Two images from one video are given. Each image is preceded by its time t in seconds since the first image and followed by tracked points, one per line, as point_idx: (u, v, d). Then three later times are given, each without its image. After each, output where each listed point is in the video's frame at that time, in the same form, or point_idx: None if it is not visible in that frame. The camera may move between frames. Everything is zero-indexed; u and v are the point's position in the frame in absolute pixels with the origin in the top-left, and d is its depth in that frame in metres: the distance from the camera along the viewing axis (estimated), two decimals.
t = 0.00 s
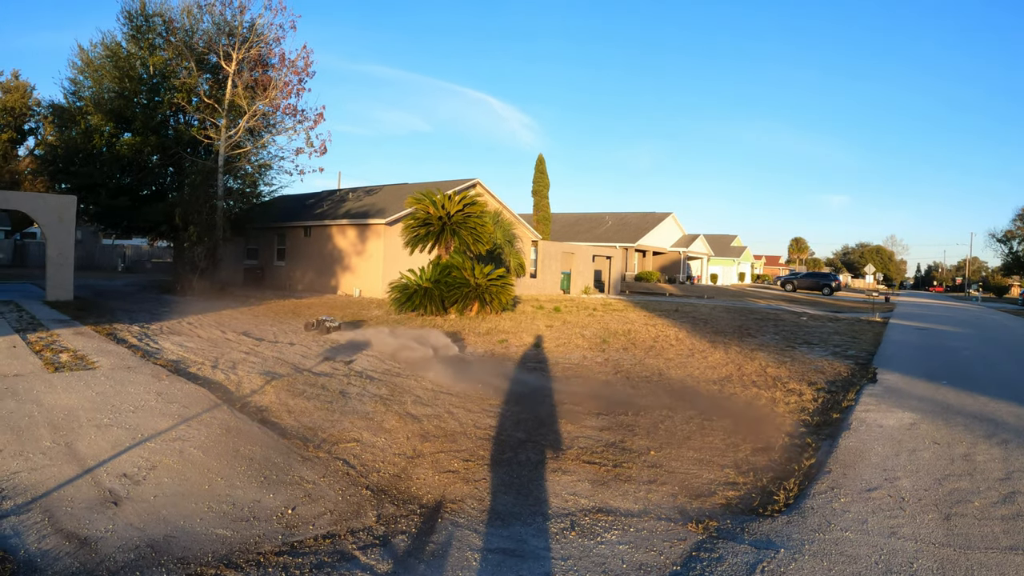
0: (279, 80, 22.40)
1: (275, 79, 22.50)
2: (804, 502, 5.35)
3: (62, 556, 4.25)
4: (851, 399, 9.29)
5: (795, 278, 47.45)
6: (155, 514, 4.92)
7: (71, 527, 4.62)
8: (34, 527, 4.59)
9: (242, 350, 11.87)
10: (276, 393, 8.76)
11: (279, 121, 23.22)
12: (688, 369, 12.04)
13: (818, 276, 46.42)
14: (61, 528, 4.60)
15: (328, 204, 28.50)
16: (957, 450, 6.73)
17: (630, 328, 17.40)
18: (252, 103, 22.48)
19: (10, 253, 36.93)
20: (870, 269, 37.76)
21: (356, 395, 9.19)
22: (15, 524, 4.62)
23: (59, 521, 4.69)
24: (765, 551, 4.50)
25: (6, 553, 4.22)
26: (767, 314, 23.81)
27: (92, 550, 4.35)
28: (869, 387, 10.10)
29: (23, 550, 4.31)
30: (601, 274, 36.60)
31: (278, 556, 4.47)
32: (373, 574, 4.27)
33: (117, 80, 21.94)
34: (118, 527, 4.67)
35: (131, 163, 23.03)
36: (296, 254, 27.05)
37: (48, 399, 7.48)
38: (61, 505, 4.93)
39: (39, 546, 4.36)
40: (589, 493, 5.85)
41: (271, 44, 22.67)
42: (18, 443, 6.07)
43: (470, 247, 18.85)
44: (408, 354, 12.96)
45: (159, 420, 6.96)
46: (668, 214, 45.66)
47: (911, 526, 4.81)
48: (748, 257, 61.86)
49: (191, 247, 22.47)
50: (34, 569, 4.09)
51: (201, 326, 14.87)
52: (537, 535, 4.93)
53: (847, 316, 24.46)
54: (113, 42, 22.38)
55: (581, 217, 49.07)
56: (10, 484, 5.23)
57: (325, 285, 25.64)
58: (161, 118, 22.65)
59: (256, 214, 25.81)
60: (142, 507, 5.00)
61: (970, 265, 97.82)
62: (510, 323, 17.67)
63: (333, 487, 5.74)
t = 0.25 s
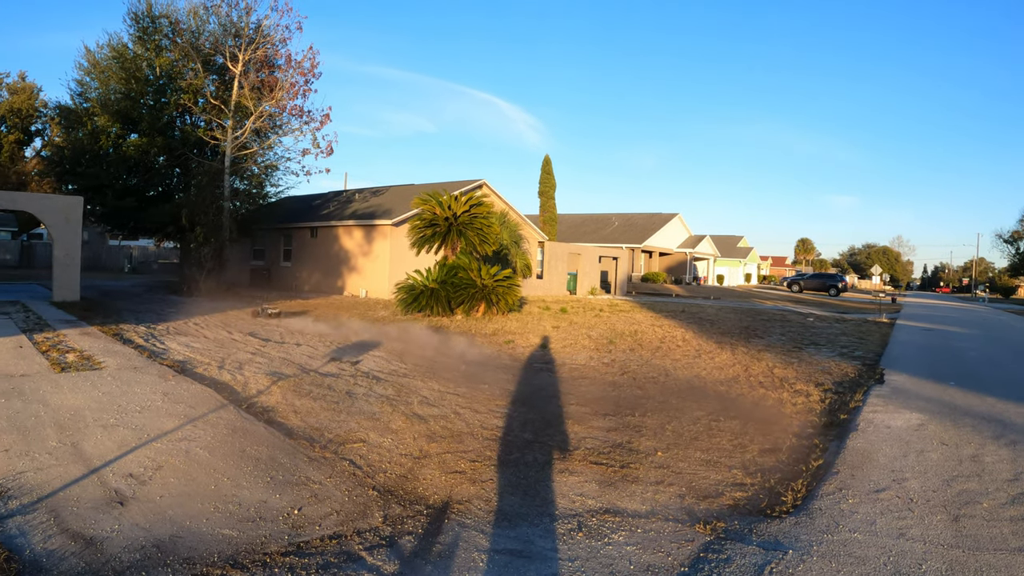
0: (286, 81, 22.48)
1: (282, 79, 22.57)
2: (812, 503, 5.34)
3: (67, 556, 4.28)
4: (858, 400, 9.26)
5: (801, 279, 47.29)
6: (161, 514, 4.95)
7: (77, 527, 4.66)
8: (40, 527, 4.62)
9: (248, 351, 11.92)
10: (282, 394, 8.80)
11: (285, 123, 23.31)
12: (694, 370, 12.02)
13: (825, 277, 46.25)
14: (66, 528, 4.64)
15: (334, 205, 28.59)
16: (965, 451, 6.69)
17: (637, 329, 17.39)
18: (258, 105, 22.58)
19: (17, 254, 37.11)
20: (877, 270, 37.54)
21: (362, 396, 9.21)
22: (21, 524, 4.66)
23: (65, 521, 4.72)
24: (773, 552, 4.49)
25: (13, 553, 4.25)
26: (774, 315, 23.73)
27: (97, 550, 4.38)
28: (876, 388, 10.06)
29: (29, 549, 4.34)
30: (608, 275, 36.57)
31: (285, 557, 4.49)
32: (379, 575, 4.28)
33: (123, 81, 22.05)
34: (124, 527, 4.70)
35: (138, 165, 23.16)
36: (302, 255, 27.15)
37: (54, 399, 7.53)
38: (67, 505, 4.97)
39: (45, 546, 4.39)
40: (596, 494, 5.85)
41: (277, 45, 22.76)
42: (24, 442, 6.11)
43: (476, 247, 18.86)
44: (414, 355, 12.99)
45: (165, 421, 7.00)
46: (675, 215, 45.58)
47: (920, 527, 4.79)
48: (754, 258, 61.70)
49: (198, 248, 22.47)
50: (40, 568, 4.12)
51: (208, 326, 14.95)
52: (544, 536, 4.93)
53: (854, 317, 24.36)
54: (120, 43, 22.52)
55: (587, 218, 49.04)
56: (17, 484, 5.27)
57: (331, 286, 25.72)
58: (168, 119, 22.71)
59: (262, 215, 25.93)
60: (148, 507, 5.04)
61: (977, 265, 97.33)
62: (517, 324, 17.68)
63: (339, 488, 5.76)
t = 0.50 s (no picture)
0: (291, 82, 22.53)
1: (288, 80, 22.60)
2: (818, 504, 5.32)
3: (72, 556, 4.31)
4: (864, 401, 9.23)
5: (807, 280, 47.15)
6: (166, 514, 4.98)
7: (81, 526, 4.69)
8: (45, 527, 4.66)
9: (254, 351, 11.97)
10: (288, 394, 8.82)
11: (291, 124, 23.40)
12: (700, 371, 12.00)
13: (831, 278, 46.09)
14: (71, 527, 4.67)
15: (340, 206, 28.68)
16: (972, 452, 6.66)
17: (643, 329, 17.38)
18: (264, 106, 22.64)
19: (24, 255, 37.31)
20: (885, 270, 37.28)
21: (368, 396, 9.23)
22: (27, 523, 4.69)
23: (70, 521, 4.75)
24: (779, 553, 4.48)
25: (18, 552, 4.28)
26: (780, 316, 23.67)
27: (102, 550, 4.41)
28: (882, 389, 10.01)
29: (34, 549, 4.37)
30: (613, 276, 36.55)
31: (290, 557, 4.51)
32: None
33: (129, 82, 22.21)
34: (129, 527, 4.74)
35: (144, 166, 23.26)
36: (308, 256, 27.23)
37: (59, 399, 7.58)
38: (72, 505, 5.00)
39: (50, 546, 4.42)
40: (602, 494, 5.85)
41: (283, 47, 22.79)
42: (30, 442, 6.16)
43: (482, 248, 18.87)
44: (420, 356, 13.02)
45: (171, 421, 7.03)
46: (681, 215, 45.50)
47: (926, 529, 4.77)
48: (760, 259, 61.56)
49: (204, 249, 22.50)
50: (45, 568, 4.15)
51: (214, 327, 15.01)
52: (549, 537, 4.94)
53: (860, 318, 24.28)
54: (126, 45, 22.64)
55: (592, 219, 49.00)
56: (22, 484, 5.30)
57: (337, 287, 25.79)
58: (174, 120, 22.87)
59: (269, 215, 26.03)
60: (153, 507, 5.06)
61: (985, 266, 96.85)
62: (523, 325, 17.70)
63: (345, 488, 5.78)
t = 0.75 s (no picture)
0: (297, 84, 22.70)
1: (293, 82, 22.78)
2: (824, 506, 5.30)
3: (77, 555, 4.34)
4: (870, 402, 9.19)
5: (813, 281, 46.99)
6: (171, 514, 5.00)
7: (87, 526, 4.71)
8: (51, 526, 4.69)
9: (259, 352, 12.00)
10: (293, 395, 8.85)
11: (296, 125, 23.49)
12: (706, 372, 11.98)
13: (837, 279, 45.91)
14: (77, 527, 4.69)
15: (346, 207, 28.75)
16: (979, 453, 6.63)
17: (649, 331, 17.35)
18: (270, 107, 22.75)
19: (31, 256, 37.49)
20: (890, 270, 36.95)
21: (374, 397, 9.25)
22: (32, 523, 4.72)
23: (75, 521, 4.78)
24: (785, 555, 4.47)
25: (23, 552, 4.31)
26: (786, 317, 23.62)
27: (107, 550, 4.43)
28: (888, 391, 9.97)
29: (39, 548, 4.40)
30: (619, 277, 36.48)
31: (295, 557, 4.52)
32: None
33: (135, 83, 22.31)
34: (134, 527, 4.76)
35: (150, 167, 23.36)
36: (314, 257, 27.30)
37: (65, 400, 7.63)
38: (78, 505, 5.03)
39: (55, 545, 4.45)
40: (608, 495, 5.85)
41: (289, 48, 22.88)
42: (35, 442, 6.20)
43: (488, 249, 18.89)
44: (425, 357, 13.03)
45: (176, 421, 7.07)
46: (686, 216, 45.41)
47: (933, 530, 4.75)
48: (767, 260, 61.40)
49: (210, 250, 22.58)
50: (50, 567, 4.17)
51: (220, 328, 15.07)
52: (555, 538, 4.94)
53: (866, 320, 24.20)
54: (132, 46, 22.76)
55: (598, 220, 48.98)
56: (27, 483, 5.33)
57: (343, 288, 25.85)
58: (180, 122, 22.99)
59: (275, 216, 26.12)
60: (158, 508, 5.09)
61: (992, 267, 96.32)
62: (529, 326, 17.70)
63: (350, 489, 5.79)
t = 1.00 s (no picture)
0: (303, 85, 22.73)
1: (298, 83, 22.79)
2: (829, 507, 5.29)
3: (83, 555, 4.36)
4: (876, 403, 9.16)
5: (819, 282, 46.85)
6: (177, 514, 5.02)
7: (92, 526, 4.74)
8: (56, 526, 4.71)
9: (265, 353, 12.03)
10: (299, 395, 8.88)
11: (302, 126, 23.51)
12: (712, 373, 11.96)
13: (843, 280, 45.73)
14: (82, 527, 4.72)
15: (351, 208, 28.83)
16: (985, 454, 6.59)
17: (654, 332, 17.33)
18: (275, 108, 22.79)
19: (37, 256, 37.72)
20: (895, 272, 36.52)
21: (379, 398, 9.27)
22: (37, 523, 4.75)
23: (81, 521, 4.81)
24: (790, 556, 4.46)
25: (28, 552, 4.34)
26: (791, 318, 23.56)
27: (112, 549, 4.46)
28: (894, 392, 9.93)
29: (45, 548, 4.43)
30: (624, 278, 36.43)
31: (300, 558, 4.54)
32: None
33: (141, 85, 22.39)
34: (139, 526, 4.78)
35: (156, 168, 23.45)
36: (319, 258, 27.36)
37: (71, 400, 7.67)
38: (83, 505, 5.06)
39: (61, 545, 4.47)
40: (613, 496, 5.85)
41: (294, 49, 22.94)
42: (41, 443, 6.23)
43: (493, 250, 18.90)
44: (430, 358, 13.04)
45: (182, 422, 7.10)
46: (692, 218, 45.34)
47: (939, 532, 4.73)
48: (772, 261, 61.27)
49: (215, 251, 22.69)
50: (55, 567, 4.20)
51: (225, 328, 15.12)
52: (560, 538, 4.94)
53: (872, 321, 24.13)
54: (138, 48, 22.86)
55: (603, 221, 48.95)
56: (33, 484, 5.36)
57: (348, 288, 25.92)
58: (185, 122, 23.10)
59: (280, 217, 26.19)
60: (163, 508, 5.11)
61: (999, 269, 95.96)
62: (534, 327, 17.70)
63: (355, 489, 5.81)
